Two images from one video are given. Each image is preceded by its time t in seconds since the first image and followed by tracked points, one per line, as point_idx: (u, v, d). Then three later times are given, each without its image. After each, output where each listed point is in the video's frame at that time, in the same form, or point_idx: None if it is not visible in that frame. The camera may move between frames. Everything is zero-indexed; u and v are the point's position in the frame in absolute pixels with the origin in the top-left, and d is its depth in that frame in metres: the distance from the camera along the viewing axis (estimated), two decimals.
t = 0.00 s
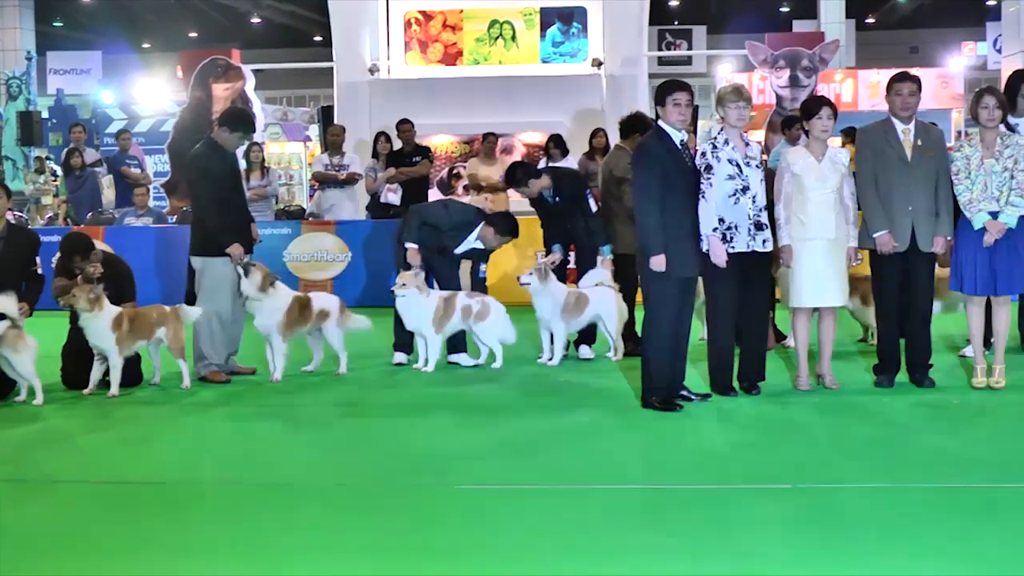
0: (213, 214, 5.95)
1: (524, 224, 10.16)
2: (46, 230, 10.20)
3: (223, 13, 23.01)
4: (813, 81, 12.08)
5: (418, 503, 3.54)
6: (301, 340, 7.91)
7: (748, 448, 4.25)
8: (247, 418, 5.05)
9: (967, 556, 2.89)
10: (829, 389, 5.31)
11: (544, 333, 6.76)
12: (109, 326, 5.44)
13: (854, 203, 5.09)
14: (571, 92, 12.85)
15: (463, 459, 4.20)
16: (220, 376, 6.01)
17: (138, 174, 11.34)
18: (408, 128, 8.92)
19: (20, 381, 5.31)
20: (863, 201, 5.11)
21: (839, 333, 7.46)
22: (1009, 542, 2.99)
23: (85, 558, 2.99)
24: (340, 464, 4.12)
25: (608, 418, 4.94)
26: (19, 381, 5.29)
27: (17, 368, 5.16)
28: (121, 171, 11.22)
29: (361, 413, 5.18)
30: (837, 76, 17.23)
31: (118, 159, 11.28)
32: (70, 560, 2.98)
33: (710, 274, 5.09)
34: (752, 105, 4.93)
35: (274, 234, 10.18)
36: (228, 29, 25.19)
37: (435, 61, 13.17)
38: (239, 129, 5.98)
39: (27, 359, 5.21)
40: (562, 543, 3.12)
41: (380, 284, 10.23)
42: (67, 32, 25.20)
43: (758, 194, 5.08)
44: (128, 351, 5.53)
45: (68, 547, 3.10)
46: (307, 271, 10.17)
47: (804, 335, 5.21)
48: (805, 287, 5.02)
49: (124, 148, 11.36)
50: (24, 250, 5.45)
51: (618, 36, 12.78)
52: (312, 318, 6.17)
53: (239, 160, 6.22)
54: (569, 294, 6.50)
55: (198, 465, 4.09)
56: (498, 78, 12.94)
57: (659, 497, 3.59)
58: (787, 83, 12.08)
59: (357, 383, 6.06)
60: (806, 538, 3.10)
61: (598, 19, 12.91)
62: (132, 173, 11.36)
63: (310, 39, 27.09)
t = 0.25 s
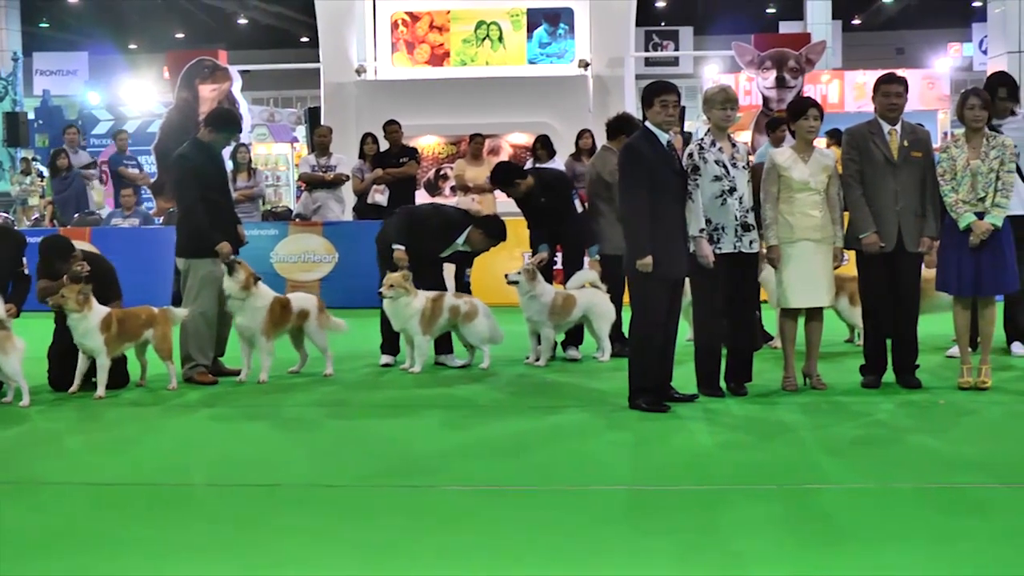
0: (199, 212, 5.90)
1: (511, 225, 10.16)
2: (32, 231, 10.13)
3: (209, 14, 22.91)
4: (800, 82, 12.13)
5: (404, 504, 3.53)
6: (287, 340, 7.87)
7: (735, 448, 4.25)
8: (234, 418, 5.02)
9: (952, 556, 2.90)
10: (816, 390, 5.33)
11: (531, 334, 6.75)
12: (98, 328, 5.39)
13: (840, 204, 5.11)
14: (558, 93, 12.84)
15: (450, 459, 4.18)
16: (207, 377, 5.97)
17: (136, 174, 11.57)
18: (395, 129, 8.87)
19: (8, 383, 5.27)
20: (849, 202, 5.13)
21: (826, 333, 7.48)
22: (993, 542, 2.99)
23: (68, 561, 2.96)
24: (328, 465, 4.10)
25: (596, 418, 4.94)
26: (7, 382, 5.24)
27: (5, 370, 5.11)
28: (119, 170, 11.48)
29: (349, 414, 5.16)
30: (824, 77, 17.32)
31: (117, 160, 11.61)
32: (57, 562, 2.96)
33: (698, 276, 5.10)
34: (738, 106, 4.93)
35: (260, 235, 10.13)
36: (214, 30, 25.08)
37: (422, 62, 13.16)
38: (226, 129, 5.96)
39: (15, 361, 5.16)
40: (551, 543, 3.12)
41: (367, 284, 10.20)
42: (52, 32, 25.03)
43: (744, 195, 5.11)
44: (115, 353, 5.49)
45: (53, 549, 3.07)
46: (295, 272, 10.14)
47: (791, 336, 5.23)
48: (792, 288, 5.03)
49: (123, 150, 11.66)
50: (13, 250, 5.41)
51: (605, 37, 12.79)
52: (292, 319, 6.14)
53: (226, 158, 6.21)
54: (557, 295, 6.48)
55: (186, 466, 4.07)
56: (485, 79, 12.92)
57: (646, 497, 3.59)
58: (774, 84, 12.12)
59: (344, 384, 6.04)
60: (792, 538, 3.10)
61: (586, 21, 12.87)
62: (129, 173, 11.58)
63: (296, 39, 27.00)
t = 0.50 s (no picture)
0: (191, 211, 5.89)
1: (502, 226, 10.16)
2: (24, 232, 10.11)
3: (201, 15, 22.84)
4: (791, 82, 12.16)
5: (394, 505, 3.51)
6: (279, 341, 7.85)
7: (727, 448, 4.26)
8: (224, 419, 5.00)
9: (942, 556, 2.90)
10: (806, 390, 5.34)
11: (523, 334, 6.74)
12: (91, 328, 5.36)
13: (832, 204, 5.12)
14: (550, 94, 12.84)
15: (441, 460, 4.17)
16: (199, 378, 5.94)
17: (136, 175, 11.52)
18: (387, 130, 8.86)
19: None
20: (841, 202, 5.13)
21: (817, 333, 7.49)
22: (983, 542, 3.00)
23: (57, 562, 2.95)
24: (319, 465, 4.09)
25: (588, 418, 4.94)
26: None
27: None
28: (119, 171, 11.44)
29: (339, 414, 5.14)
30: (816, 78, 17.39)
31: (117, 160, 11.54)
32: (47, 563, 2.94)
33: (689, 276, 5.10)
34: (730, 107, 4.93)
35: (251, 237, 10.09)
36: (206, 31, 25.00)
37: (413, 63, 13.18)
38: (217, 130, 5.92)
39: (7, 362, 5.13)
40: (542, 544, 3.11)
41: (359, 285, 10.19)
42: (42, 33, 24.92)
43: (736, 195, 5.11)
44: (108, 354, 5.46)
45: (44, 550, 3.05)
46: (286, 273, 10.12)
47: (783, 336, 5.23)
48: (784, 288, 5.04)
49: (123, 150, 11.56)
50: (2, 248, 5.36)
51: (596, 37, 12.78)
52: (279, 320, 6.12)
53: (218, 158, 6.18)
54: (549, 295, 6.49)
55: (177, 466, 4.05)
56: (477, 80, 12.92)
57: (638, 497, 3.59)
58: (765, 85, 12.15)
59: (336, 385, 6.01)
60: (783, 538, 3.10)
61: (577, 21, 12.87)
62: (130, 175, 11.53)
63: (288, 40, 26.91)
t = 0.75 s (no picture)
0: (185, 211, 5.87)
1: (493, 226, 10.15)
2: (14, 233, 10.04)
3: (192, 15, 22.75)
4: (782, 83, 12.16)
5: (384, 506, 3.50)
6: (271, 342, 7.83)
7: (718, 448, 4.26)
8: (214, 419, 4.98)
9: (933, 556, 2.91)
10: (797, 390, 5.35)
11: (514, 335, 6.73)
12: (81, 329, 5.33)
13: (823, 204, 5.12)
14: (541, 95, 12.80)
15: (432, 460, 4.16)
16: (190, 379, 5.91)
17: (135, 176, 11.42)
18: (379, 130, 8.85)
19: None
20: (832, 202, 5.14)
21: (809, 333, 7.50)
22: (974, 542, 3.01)
23: (45, 563, 2.93)
24: (309, 465, 4.07)
25: (578, 418, 4.94)
26: None
27: None
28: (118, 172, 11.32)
29: (330, 414, 5.13)
30: (807, 78, 17.42)
31: (115, 161, 11.40)
32: (35, 564, 2.92)
33: (681, 277, 5.10)
34: (721, 107, 4.94)
35: (242, 237, 10.07)
36: (197, 31, 24.90)
37: (405, 64, 13.19)
38: (207, 130, 5.88)
39: None
40: (532, 544, 3.10)
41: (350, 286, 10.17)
42: (32, 32, 24.77)
43: (727, 196, 5.11)
44: (97, 354, 5.43)
45: (31, 551, 3.03)
46: (277, 274, 10.09)
47: (774, 336, 5.24)
48: (775, 288, 5.04)
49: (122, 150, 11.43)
50: None
51: (587, 38, 12.78)
52: (270, 319, 6.09)
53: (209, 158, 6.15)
54: (540, 296, 6.48)
55: (166, 466, 4.03)
56: (468, 81, 12.90)
57: (630, 498, 3.58)
58: (757, 85, 12.15)
59: (326, 385, 5.98)
60: (774, 538, 3.10)
61: (568, 22, 12.85)
62: (128, 175, 11.43)
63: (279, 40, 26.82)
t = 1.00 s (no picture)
0: (174, 210, 5.81)
1: (484, 227, 10.15)
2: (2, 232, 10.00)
3: (182, 15, 22.66)
4: (772, 83, 12.20)
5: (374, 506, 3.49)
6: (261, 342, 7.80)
7: (709, 448, 4.26)
8: (204, 420, 4.96)
9: (923, 555, 2.91)
10: (788, 390, 5.35)
11: (505, 336, 6.72)
12: (69, 329, 5.31)
13: (813, 205, 5.14)
14: (532, 95, 12.80)
15: (423, 461, 4.15)
16: (180, 379, 5.87)
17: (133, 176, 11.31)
18: (370, 131, 8.83)
19: None
20: (822, 203, 5.15)
21: (799, 334, 7.53)
22: (964, 542, 3.01)
23: (33, 564, 2.90)
24: (299, 466, 4.06)
25: (569, 419, 4.93)
26: None
27: None
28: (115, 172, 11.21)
29: (320, 415, 5.11)
30: (797, 79, 17.48)
31: (112, 162, 11.29)
32: (23, 566, 2.90)
33: (672, 277, 5.10)
34: (710, 107, 4.94)
35: (233, 237, 10.05)
36: (187, 31, 24.79)
37: (395, 64, 13.16)
38: (196, 130, 5.84)
39: None
40: (523, 544, 3.09)
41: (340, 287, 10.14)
42: (20, 32, 24.61)
43: (717, 196, 5.12)
44: (86, 354, 5.40)
45: (19, 552, 3.01)
46: (267, 274, 10.05)
47: (765, 336, 5.24)
48: (765, 288, 5.05)
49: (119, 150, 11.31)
50: None
51: (578, 39, 12.80)
52: (263, 322, 6.07)
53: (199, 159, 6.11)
54: (530, 296, 6.48)
55: (156, 467, 4.01)
56: (459, 81, 12.89)
57: (622, 498, 3.58)
58: (747, 86, 12.18)
59: (317, 386, 5.96)
60: (764, 538, 3.11)
61: (558, 22, 12.87)
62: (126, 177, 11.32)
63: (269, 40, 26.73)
